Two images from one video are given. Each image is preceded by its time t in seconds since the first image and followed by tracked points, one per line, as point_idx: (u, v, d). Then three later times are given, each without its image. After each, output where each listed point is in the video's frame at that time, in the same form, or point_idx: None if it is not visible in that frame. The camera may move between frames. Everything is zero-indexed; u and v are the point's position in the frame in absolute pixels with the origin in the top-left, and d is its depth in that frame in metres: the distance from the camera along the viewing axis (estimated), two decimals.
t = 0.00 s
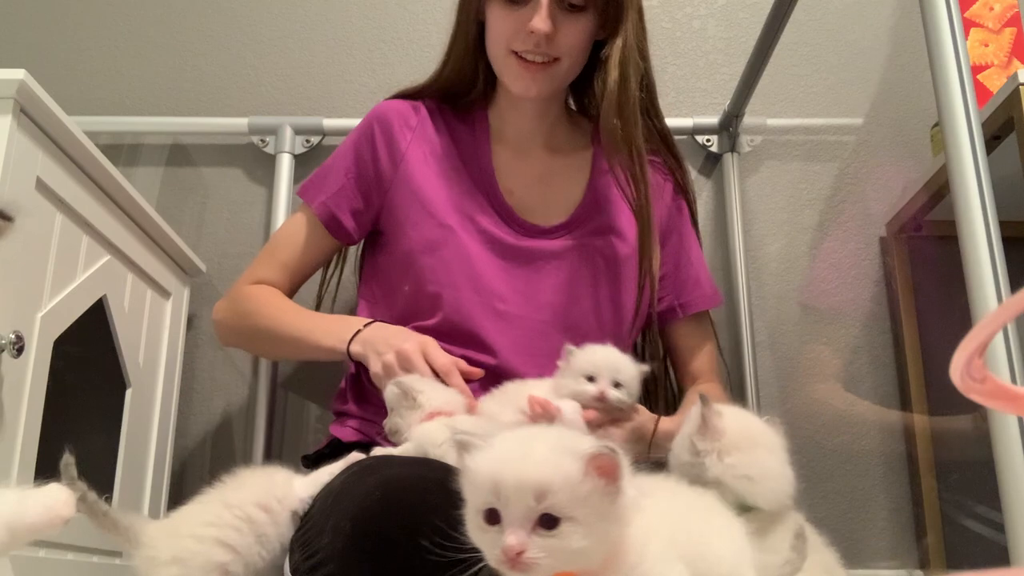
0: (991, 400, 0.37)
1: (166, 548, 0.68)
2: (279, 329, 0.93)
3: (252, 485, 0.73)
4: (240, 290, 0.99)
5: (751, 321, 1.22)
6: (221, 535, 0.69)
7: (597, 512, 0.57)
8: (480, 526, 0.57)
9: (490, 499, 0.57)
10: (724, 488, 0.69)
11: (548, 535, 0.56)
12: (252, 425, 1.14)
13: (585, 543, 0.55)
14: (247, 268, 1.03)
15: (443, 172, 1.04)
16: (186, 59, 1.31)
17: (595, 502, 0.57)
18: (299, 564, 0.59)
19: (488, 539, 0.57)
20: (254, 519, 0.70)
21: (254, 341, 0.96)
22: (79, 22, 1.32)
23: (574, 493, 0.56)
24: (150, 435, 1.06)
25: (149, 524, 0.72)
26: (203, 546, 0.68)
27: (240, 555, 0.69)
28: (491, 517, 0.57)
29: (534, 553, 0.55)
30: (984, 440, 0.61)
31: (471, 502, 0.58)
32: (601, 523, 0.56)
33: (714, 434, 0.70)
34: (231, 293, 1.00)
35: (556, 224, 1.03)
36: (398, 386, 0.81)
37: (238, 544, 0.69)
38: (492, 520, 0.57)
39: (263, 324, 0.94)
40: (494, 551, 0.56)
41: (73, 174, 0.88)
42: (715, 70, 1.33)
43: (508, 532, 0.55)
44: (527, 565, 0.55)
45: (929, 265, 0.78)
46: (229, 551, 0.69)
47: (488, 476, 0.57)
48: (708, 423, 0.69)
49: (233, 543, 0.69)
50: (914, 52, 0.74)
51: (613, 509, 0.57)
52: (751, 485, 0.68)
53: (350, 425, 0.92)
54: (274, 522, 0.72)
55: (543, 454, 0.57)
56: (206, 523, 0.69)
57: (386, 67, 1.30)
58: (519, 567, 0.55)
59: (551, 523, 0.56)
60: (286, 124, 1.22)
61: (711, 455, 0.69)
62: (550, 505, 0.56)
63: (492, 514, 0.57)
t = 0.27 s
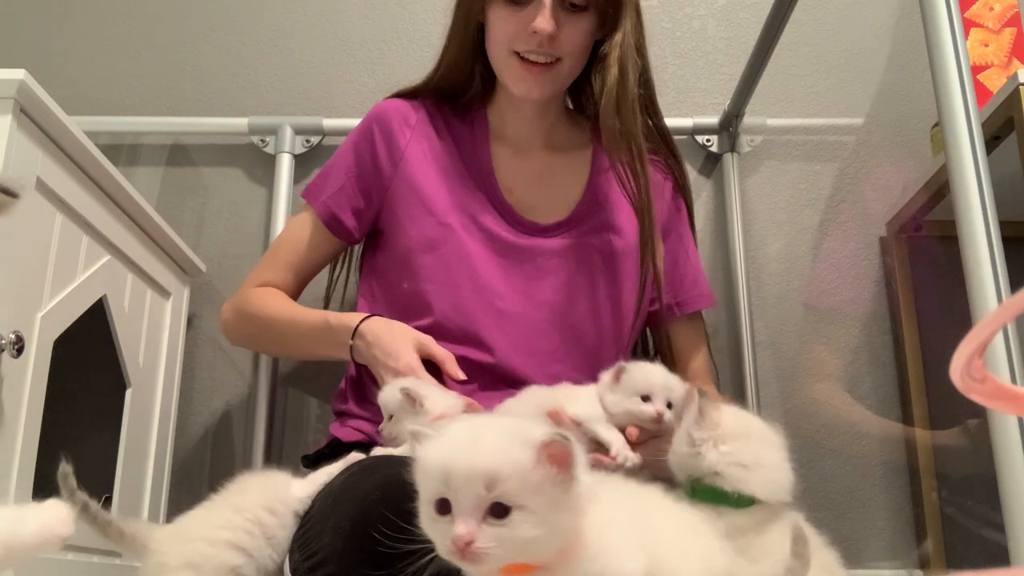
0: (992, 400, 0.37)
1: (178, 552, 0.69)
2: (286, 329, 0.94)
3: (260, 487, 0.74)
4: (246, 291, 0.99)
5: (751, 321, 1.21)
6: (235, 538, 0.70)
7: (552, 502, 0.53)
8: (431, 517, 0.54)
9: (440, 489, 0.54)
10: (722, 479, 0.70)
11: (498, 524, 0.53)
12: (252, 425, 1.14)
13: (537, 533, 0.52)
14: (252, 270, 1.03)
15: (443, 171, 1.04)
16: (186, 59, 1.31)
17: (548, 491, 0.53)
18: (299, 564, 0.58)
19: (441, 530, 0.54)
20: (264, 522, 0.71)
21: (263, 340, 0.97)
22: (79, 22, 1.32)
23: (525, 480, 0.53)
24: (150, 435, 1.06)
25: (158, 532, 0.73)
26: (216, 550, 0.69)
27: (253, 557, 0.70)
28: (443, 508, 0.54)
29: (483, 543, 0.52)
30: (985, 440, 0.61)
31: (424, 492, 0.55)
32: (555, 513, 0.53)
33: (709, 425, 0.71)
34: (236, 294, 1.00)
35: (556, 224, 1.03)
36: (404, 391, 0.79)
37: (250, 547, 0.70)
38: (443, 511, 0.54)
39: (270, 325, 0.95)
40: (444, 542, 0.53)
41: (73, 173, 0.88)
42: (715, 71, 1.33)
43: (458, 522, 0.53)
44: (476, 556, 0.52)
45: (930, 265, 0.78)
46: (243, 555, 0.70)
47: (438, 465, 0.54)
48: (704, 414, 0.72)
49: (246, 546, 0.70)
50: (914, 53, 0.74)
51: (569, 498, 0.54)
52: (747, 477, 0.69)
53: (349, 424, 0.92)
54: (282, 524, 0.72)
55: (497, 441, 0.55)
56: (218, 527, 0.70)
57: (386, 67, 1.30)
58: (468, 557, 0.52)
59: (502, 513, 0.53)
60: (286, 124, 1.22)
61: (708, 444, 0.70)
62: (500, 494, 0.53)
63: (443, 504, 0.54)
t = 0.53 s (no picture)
0: (992, 400, 0.37)
1: (179, 552, 0.71)
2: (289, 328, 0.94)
3: (257, 488, 0.76)
4: (252, 289, 0.99)
5: (751, 321, 1.20)
6: (235, 539, 0.72)
7: (560, 477, 0.54)
8: (439, 495, 0.55)
9: (447, 466, 0.55)
10: (722, 475, 0.70)
11: (506, 500, 0.53)
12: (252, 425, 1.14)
13: (544, 509, 0.53)
14: (259, 268, 1.03)
15: (448, 170, 1.04)
16: (186, 60, 1.31)
17: (557, 468, 0.54)
18: (299, 564, 0.59)
19: (448, 507, 0.54)
20: (263, 522, 0.74)
21: (266, 337, 0.97)
22: (79, 22, 1.32)
23: (532, 456, 0.54)
24: (150, 435, 1.06)
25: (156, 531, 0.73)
26: (218, 549, 0.71)
27: (253, 558, 0.72)
28: (449, 485, 0.55)
29: (492, 518, 0.52)
30: (985, 441, 0.61)
31: (430, 472, 0.56)
32: (562, 491, 0.54)
33: (710, 420, 0.73)
34: (243, 292, 1.00)
35: (559, 225, 1.03)
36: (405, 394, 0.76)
37: (251, 547, 0.73)
38: (449, 488, 0.55)
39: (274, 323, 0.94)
40: (452, 518, 0.53)
41: (73, 173, 0.88)
42: (715, 71, 1.33)
43: (466, 497, 0.53)
44: (484, 531, 0.52)
45: (930, 266, 0.78)
46: (243, 555, 0.72)
47: (445, 444, 0.55)
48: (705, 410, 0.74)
49: (246, 546, 0.72)
50: (915, 53, 0.74)
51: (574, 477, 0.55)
52: (745, 473, 0.69)
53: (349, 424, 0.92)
54: (281, 525, 0.74)
55: (502, 419, 0.55)
56: (219, 526, 0.72)
57: (385, 67, 1.30)
58: (476, 532, 0.52)
59: (509, 489, 0.54)
60: (286, 125, 1.22)
61: (707, 438, 0.72)
62: (509, 470, 0.54)
63: (450, 480, 0.55)
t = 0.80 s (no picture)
0: (992, 401, 0.37)
1: (181, 557, 0.69)
2: (303, 325, 0.94)
3: (255, 493, 0.76)
4: (268, 286, 0.99)
5: (751, 321, 1.19)
6: (234, 544, 0.72)
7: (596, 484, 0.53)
8: (476, 498, 0.51)
9: (490, 469, 0.51)
10: (717, 467, 0.70)
11: (554, 506, 0.51)
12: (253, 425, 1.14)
13: (586, 515, 0.52)
14: (276, 264, 1.03)
15: (464, 171, 1.04)
16: (185, 60, 1.31)
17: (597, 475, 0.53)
18: (299, 564, 0.59)
19: (483, 511, 0.51)
20: (262, 526, 0.74)
21: (279, 334, 0.97)
22: (78, 22, 1.32)
23: (581, 462, 0.52)
24: (150, 435, 1.06)
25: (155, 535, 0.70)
26: (217, 556, 0.71)
27: (252, 561, 0.73)
28: (486, 488, 0.51)
29: (539, 525, 0.50)
30: (985, 440, 0.61)
31: (464, 472, 0.51)
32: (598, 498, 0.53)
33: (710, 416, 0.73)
34: (259, 287, 1.00)
35: (570, 231, 1.03)
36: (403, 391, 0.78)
37: (249, 551, 0.73)
38: (487, 492, 0.51)
39: (288, 319, 0.95)
40: (495, 522, 0.50)
41: (73, 174, 0.88)
42: (715, 71, 1.33)
43: (513, 503, 0.50)
44: (533, 538, 0.50)
45: (930, 266, 0.78)
46: (242, 559, 0.73)
47: (490, 446, 0.51)
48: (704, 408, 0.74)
49: (245, 551, 0.73)
50: (914, 54, 0.74)
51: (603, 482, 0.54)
52: (742, 467, 0.69)
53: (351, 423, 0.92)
54: (281, 529, 0.75)
55: (547, 421, 0.52)
56: (217, 533, 0.72)
57: (385, 67, 1.30)
58: (524, 539, 0.49)
59: (554, 494, 0.51)
60: (286, 125, 1.22)
61: (707, 433, 0.71)
62: (558, 476, 0.51)
63: (490, 485, 0.51)
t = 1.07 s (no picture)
0: (991, 401, 0.37)
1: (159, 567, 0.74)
2: (324, 329, 0.93)
3: (229, 506, 0.81)
4: (292, 287, 0.98)
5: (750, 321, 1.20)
6: (205, 555, 0.77)
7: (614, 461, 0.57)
8: (504, 474, 0.53)
9: (518, 445, 0.53)
10: (717, 466, 0.71)
11: (580, 480, 0.54)
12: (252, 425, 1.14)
13: (607, 490, 0.55)
14: (297, 263, 1.02)
15: (482, 173, 1.02)
16: (185, 60, 1.31)
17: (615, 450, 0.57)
18: (299, 564, 0.59)
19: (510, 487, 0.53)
20: (235, 537, 0.79)
21: (300, 335, 0.97)
22: (79, 21, 1.32)
23: (602, 439, 0.55)
24: (150, 435, 1.06)
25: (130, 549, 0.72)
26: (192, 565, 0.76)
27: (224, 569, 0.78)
28: (513, 465, 0.53)
29: (569, 498, 0.52)
30: (986, 441, 0.61)
31: (492, 448, 0.53)
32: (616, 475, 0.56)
33: (710, 416, 0.74)
34: (282, 287, 0.99)
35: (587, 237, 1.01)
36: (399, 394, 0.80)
37: (221, 561, 0.78)
38: (515, 467, 0.53)
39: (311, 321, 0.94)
40: (524, 498, 0.51)
41: (73, 174, 0.89)
42: (716, 71, 1.33)
43: (543, 478, 0.52)
44: (562, 512, 0.52)
45: (930, 266, 0.78)
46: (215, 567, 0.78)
47: (520, 421, 0.53)
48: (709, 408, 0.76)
49: (218, 560, 0.78)
50: (914, 54, 0.74)
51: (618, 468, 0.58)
52: (741, 466, 0.70)
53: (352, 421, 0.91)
54: (254, 540, 0.80)
55: (570, 397, 0.56)
56: (191, 545, 0.77)
57: (386, 67, 1.30)
58: (554, 513, 0.51)
59: (579, 467, 0.54)
60: (286, 124, 1.22)
61: (709, 433, 0.72)
62: (584, 451, 0.54)
63: (518, 461, 0.53)
